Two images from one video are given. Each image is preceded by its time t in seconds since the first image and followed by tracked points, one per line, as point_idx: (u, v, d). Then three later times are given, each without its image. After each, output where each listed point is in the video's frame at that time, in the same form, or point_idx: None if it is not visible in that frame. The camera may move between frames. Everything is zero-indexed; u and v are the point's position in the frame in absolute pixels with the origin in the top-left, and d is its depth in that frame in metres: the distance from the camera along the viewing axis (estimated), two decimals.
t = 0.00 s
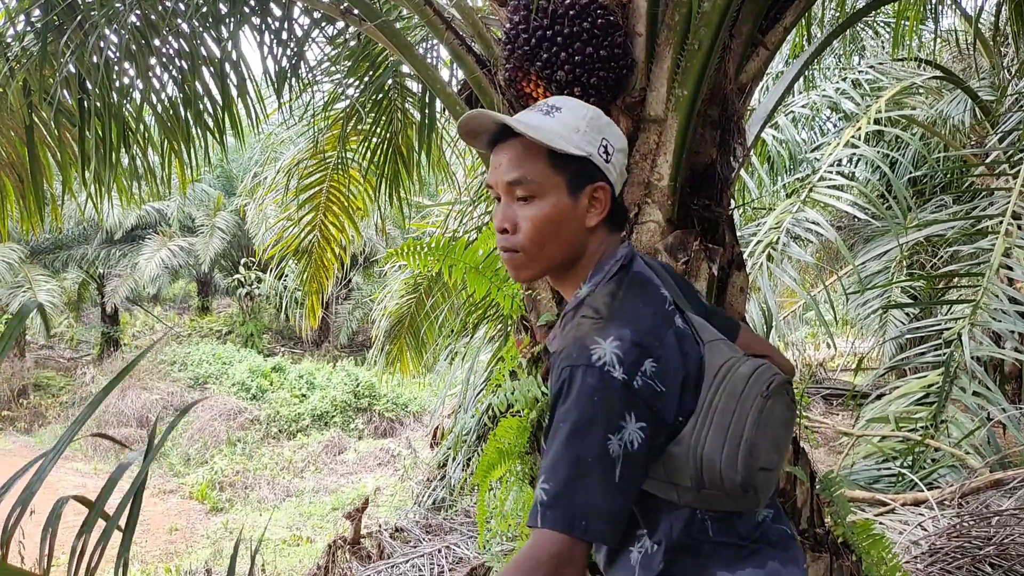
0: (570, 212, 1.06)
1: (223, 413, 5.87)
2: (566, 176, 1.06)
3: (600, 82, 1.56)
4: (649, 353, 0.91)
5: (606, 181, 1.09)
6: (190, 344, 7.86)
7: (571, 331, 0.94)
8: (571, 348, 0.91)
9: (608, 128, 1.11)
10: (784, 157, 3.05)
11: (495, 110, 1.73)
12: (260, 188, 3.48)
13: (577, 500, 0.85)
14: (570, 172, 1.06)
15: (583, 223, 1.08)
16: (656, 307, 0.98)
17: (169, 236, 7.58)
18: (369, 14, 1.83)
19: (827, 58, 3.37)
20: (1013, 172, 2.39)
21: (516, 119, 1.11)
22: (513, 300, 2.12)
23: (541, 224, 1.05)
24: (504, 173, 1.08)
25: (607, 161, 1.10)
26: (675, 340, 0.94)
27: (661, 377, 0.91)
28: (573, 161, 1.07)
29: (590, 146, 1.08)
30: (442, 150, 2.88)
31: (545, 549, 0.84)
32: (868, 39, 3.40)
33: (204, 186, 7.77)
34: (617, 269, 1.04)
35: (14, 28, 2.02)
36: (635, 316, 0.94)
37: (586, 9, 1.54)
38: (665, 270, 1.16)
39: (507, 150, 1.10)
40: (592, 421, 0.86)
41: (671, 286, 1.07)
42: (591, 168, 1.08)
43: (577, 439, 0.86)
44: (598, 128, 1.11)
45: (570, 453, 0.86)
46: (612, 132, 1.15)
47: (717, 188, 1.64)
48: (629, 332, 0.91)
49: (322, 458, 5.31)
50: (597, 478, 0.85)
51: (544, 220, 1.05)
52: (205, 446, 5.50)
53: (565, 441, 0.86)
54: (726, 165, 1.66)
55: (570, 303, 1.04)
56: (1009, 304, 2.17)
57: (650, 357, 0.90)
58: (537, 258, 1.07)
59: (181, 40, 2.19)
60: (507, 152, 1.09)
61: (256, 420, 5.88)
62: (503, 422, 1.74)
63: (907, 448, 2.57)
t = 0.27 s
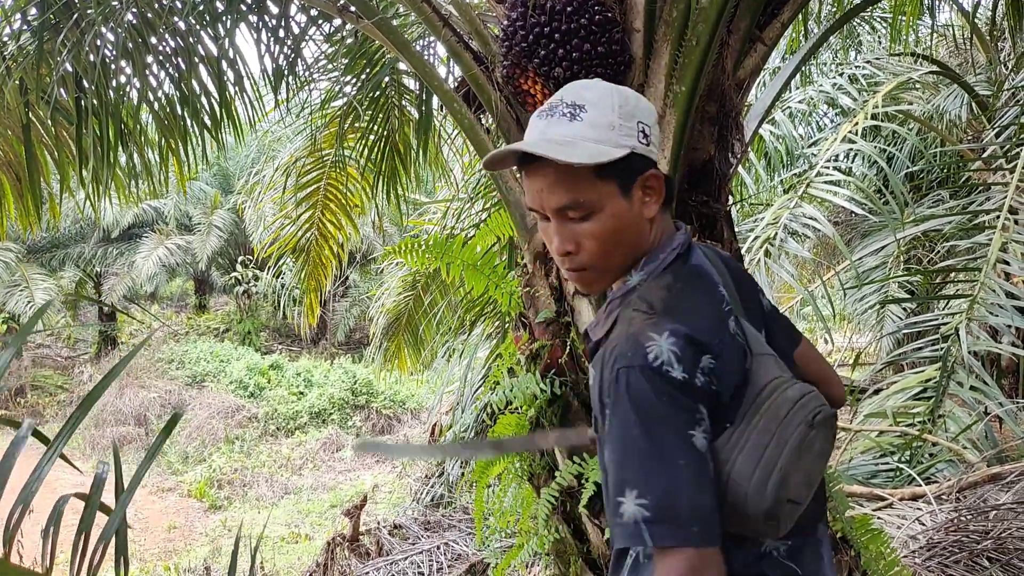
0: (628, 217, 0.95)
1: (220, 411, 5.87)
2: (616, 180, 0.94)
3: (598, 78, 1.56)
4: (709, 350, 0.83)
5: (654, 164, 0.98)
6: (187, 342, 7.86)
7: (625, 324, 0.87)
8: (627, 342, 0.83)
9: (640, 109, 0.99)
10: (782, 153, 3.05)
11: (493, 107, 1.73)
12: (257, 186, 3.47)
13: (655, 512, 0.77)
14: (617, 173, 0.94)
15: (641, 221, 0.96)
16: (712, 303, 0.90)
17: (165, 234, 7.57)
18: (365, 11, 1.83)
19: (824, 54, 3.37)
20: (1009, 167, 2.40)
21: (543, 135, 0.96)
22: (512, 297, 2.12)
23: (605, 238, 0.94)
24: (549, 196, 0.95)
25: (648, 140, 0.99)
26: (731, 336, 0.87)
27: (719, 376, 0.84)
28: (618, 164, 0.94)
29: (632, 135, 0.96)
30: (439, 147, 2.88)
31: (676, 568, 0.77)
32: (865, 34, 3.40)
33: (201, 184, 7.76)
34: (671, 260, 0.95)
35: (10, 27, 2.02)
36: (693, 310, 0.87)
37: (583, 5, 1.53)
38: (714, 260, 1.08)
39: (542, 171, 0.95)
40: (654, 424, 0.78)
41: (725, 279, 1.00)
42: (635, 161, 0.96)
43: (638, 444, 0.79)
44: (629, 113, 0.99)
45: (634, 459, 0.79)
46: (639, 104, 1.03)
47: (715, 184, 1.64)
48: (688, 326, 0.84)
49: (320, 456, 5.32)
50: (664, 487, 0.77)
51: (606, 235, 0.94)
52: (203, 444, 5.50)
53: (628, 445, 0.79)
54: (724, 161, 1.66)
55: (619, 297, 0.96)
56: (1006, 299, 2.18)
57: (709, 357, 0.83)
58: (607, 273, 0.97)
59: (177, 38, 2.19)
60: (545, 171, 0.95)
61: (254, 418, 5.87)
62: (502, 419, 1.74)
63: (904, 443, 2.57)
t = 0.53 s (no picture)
0: (709, 249, 0.92)
1: (215, 412, 5.84)
2: (699, 211, 0.90)
3: (593, 75, 1.55)
4: (821, 382, 0.84)
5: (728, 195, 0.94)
6: (182, 343, 7.82)
7: (732, 362, 0.85)
8: (746, 382, 0.82)
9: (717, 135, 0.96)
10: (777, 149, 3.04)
11: (486, 105, 1.71)
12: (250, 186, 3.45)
13: (812, 560, 0.78)
14: (701, 205, 0.91)
15: (718, 253, 0.94)
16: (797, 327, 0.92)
17: (159, 235, 7.53)
18: (358, 8, 1.81)
19: (818, 50, 3.36)
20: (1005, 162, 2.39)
21: (623, 161, 0.91)
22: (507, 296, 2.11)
23: (684, 272, 0.91)
24: (630, 227, 0.91)
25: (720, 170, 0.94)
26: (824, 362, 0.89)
27: (832, 407, 0.85)
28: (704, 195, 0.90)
29: (709, 166, 0.92)
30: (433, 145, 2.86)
31: None
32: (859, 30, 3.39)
33: (194, 184, 7.72)
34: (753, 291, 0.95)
35: None
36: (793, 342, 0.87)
37: (576, 1, 1.52)
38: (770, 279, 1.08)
39: (626, 199, 0.90)
40: (786, 473, 0.78)
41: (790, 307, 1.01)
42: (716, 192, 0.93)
43: (779, 496, 0.78)
44: (706, 139, 0.95)
45: (775, 509, 0.79)
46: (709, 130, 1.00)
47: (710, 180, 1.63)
48: (800, 359, 0.84)
49: (316, 456, 5.30)
50: (812, 533, 0.78)
51: (686, 269, 0.91)
52: (198, 446, 5.47)
53: (768, 497, 0.79)
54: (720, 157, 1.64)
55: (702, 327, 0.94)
56: (1002, 295, 2.18)
57: (825, 390, 0.84)
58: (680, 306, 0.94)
59: (168, 37, 2.17)
60: (625, 200, 0.90)
61: (249, 418, 5.84)
62: (499, 418, 1.75)
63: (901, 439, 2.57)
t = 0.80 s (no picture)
0: (748, 256, 0.91)
1: (207, 415, 5.82)
2: (745, 214, 0.90)
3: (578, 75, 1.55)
4: (878, 404, 0.83)
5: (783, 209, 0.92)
6: (174, 345, 7.79)
7: (787, 380, 0.85)
8: (805, 400, 0.82)
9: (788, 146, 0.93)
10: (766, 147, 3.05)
11: (473, 105, 1.71)
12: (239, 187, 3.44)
13: None
14: (750, 208, 0.90)
15: (759, 262, 0.93)
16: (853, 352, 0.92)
17: (149, 237, 7.50)
18: (343, 9, 1.81)
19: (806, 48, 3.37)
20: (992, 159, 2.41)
21: (679, 143, 0.92)
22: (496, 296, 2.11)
23: (716, 269, 0.90)
24: (670, 209, 0.91)
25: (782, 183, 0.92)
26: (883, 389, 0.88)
27: (887, 431, 0.84)
28: (753, 200, 0.89)
29: (768, 173, 0.90)
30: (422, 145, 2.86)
31: None
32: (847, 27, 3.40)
33: (184, 186, 7.69)
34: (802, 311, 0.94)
35: None
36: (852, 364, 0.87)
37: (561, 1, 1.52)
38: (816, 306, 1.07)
39: (672, 180, 0.91)
40: (840, 493, 0.77)
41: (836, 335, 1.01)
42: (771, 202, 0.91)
43: (834, 517, 0.77)
44: (776, 147, 0.93)
45: (824, 530, 0.77)
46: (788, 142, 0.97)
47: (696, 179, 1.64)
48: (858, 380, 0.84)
49: (309, 458, 5.29)
50: (865, 559, 0.77)
51: (722, 267, 0.90)
52: (190, 448, 5.45)
53: (821, 519, 0.77)
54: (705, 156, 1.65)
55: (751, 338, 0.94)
56: (990, 290, 2.19)
57: (881, 411, 0.83)
58: (710, 304, 0.93)
59: (155, 39, 2.17)
60: (674, 181, 0.91)
61: (241, 421, 5.83)
62: (488, 419, 1.74)
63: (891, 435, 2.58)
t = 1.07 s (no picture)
0: (781, 281, 0.94)
1: (198, 420, 5.81)
2: (777, 236, 0.93)
3: (561, 77, 1.55)
4: (933, 475, 0.87)
5: (823, 235, 0.94)
6: (164, 350, 7.76)
7: (838, 440, 0.87)
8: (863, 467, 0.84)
9: (837, 165, 0.95)
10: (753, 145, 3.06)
11: (458, 107, 1.71)
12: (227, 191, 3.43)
13: None
14: (782, 232, 0.93)
15: (793, 291, 0.95)
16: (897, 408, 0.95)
17: (137, 241, 7.47)
18: (326, 13, 1.80)
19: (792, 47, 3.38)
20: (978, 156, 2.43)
21: (719, 154, 0.97)
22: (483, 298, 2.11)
23: (738, 291, 0.94)
24: (697, 222, 0.97)
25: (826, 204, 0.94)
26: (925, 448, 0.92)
27: (936, 502, 0.88)
28: (789, 215, 0.92)
29: (810, 192, 0.93)
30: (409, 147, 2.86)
31: None
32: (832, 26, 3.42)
33: (172, 190, 7.66)
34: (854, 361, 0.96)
35: None
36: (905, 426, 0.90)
37: (543, 4, 1.52)
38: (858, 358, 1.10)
39: (701, 192, 0.97)
40: (895, 566, 0.80)
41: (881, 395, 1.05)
42: (812, 219, 0.94)
43: None
44: (824, 162, 0.96)
45: None
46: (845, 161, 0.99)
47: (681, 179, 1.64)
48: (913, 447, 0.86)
49: (301, 462, 5.28)
50: None
51: (749, 288, 0.93)
52: (182, 454, 5.43)
53: None
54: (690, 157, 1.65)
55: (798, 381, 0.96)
56: (976, 286, 2.21)
57: (936, 483, 0.87)
58: (735, 329, 0.96)
59: (139, 43, 2.15)
60: (707, 190, 0.97)
61: (232, 425, 5.81)
62: (475, 421, 1.76)
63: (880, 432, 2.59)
